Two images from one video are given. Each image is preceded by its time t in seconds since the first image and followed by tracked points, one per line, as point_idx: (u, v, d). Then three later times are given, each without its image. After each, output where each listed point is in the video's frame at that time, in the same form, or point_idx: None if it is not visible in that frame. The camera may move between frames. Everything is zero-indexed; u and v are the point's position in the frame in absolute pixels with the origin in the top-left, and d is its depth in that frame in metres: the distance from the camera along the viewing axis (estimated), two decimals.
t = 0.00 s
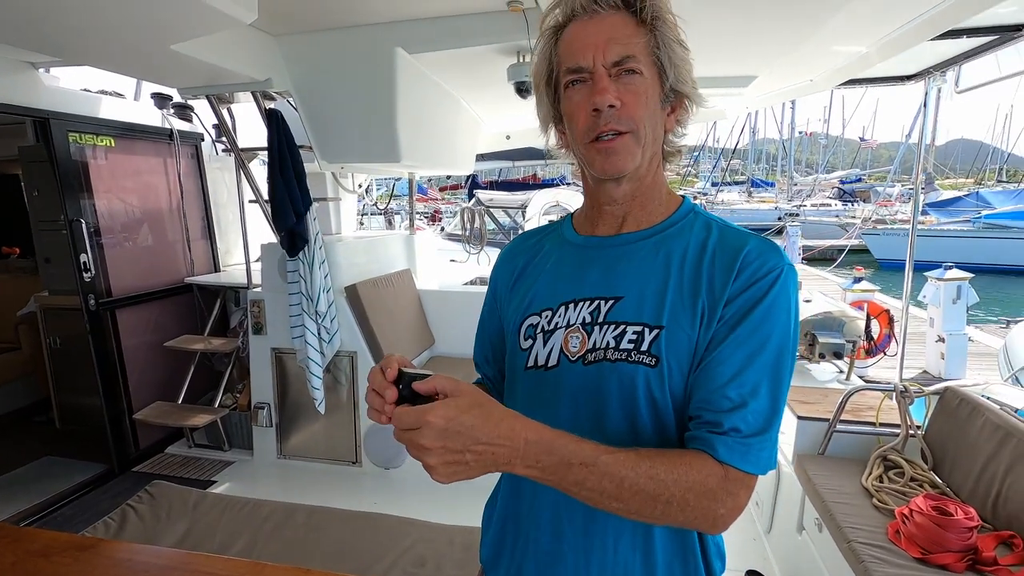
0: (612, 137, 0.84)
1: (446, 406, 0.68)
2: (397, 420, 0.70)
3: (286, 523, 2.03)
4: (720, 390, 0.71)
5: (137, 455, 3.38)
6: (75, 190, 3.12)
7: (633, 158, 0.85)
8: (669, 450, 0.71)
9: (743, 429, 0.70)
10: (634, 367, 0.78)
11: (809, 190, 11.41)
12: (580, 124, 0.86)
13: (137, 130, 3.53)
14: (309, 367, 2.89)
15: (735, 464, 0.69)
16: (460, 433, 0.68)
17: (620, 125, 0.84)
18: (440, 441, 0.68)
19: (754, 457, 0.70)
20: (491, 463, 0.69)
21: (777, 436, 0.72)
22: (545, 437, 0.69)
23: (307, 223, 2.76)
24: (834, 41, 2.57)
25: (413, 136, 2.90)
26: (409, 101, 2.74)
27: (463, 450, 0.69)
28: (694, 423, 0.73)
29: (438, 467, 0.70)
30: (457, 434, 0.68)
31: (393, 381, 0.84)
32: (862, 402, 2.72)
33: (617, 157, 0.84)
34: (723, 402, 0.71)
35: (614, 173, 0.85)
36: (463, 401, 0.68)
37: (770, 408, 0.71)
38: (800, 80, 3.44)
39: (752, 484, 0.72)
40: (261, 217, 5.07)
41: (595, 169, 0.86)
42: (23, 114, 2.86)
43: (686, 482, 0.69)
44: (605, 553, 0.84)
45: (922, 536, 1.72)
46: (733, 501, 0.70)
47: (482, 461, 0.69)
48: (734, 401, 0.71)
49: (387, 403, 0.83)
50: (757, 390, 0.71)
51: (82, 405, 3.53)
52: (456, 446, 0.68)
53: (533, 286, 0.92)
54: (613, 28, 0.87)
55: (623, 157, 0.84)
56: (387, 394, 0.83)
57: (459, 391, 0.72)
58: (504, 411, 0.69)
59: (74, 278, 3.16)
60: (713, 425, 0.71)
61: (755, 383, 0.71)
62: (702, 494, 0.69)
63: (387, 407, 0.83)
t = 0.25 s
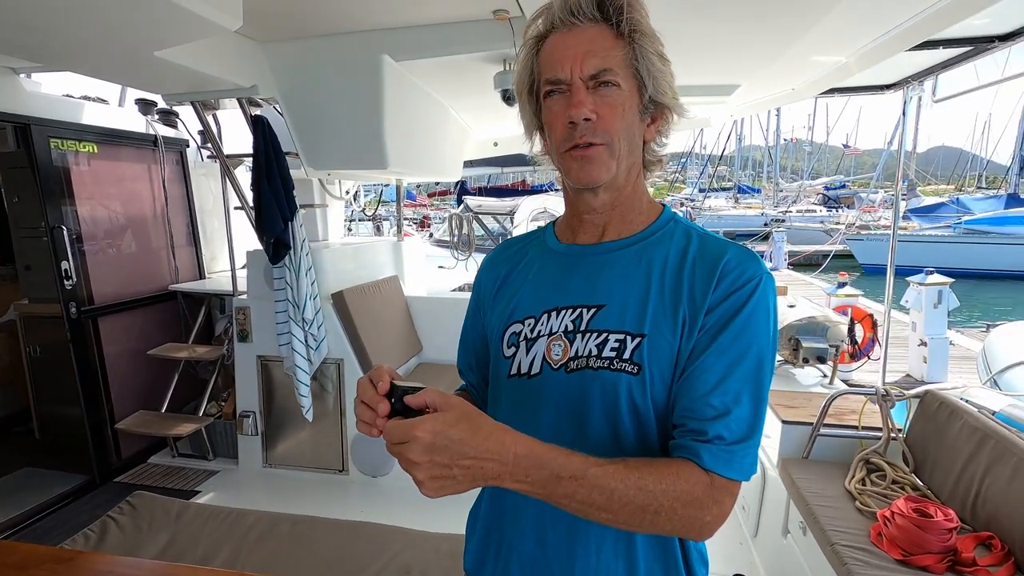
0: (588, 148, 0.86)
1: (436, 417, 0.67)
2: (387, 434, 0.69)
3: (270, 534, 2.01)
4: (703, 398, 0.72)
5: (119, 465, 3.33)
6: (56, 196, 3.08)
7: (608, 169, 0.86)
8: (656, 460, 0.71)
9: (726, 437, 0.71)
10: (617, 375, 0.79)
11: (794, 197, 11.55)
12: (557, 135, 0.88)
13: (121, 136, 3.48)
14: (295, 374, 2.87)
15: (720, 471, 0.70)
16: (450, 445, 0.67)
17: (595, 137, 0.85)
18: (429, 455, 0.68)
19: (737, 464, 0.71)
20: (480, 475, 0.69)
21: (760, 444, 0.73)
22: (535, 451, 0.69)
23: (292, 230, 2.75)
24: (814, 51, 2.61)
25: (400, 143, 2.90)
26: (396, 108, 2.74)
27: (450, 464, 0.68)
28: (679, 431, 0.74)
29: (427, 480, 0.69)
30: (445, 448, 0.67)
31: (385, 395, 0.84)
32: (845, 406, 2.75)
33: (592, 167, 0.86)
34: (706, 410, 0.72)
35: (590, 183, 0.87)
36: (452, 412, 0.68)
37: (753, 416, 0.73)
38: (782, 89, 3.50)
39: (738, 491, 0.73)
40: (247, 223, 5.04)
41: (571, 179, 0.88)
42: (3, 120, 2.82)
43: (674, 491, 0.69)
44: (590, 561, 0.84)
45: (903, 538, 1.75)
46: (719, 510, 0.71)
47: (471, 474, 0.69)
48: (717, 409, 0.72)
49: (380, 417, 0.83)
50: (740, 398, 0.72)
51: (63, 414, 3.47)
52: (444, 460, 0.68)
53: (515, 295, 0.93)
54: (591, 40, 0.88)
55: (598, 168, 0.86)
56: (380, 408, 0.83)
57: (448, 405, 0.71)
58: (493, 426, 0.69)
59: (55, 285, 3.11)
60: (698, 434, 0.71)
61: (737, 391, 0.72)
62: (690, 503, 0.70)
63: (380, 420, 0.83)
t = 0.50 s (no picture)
0: (572, 151, 0.86)
1: (429, 436, 0.66)
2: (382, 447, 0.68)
3: (259, 540, 1.99)
4: (696, 403, 0.73)
5: (106, 472, 3.29)
6: (42, 200, 3.05)
7: (592, 173, 0.86)
8: (651, 467, 0.71)
9: (719, 441, 0.71)
10: (607, 378, 0.79)
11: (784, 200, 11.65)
12: (544, 138, 0.89)
13: (108, 138, 3.45)
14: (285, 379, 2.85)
15: (714, 476, 0.70)
16: (444, 466, 0.66)
17: (579, 140, 0.86)
18: (423, 473, 0.67)
19: (731, 468, 0.71)
20: (474, 489, 0.68)
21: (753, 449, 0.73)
22: (532, 467, 0.68)
23: (281, 233, 2.74)
24: (802, 56, 2.64)
25: (391, 146, 2.89)
26: (387, 111, 2.73)
27: (445, 479, 0.67)
28: (672, 436, 0.74)
29: (420, 495, 0.69)
30: (439, 466, 0.66)
31: (383, 404, 0.85)
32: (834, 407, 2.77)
33: (575, 171, 0.86)
34: (699, 414, 0.72)
35: (575, 186, 0.87)
36: (446, 428, 0.67)
37: (745, 420, 0.73)
38: (770, 93, 3.53)
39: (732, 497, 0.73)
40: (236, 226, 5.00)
41: (556, 181, 0.88)
42: None
43: (670, 499, 0.69)
44: (582, 567, 0.84)
45: (891, 539, 1.76)
46: (713, 515, 0.72)
47: (465, 489, 0.68)
48: (710, 413, 0.72)
49: (378, 426, 0.83)
50: (731, 402, 0.73)
51: (48, 420, 3.43)
52: (438, 477, 0.67)
53: (505, 298, 0.93)
54: (578, 44, 0.89)
55: (581, 170, 0.86)
56: (377, 418, 0.83)
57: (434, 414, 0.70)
58: (487, 440, 0.68)
59: (40, 289, 3.07)
60: (691, 439, 0.72)
61: (729, 396, 0.73)
62: (686, 508, 0.70)
63: (377, 429, 0.84)
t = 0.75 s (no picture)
0: (563, 150, 0.86)
1: (424, 446, 0.66)
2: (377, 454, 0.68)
3: (252, 542, 1.98)
4: (692, 402, 0.73)
5: (98, 473, 3.26)
6: (34, 199, 3.02)
7: (583, 172, 0.86)
8: (647, 470, 0.71)
9: (715, 441, 0.71)
10: (603, 378, 0.79)
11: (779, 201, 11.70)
12: (538, 137, 0.89)
13: (101, 137, 3.42)
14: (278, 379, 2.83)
15: (711, 476, 0.70)
16: (440, 474, 0.66)
17: (571, 139, 0.85)
18: (419, 483, 0.67)
19: (728, 468, 0.71)
20: (468, 495, 0.68)
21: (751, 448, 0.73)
22: (525, 474, 0.67)
23: (274, 233, 2.72)
24: (797, 57, 2.64)
25: (386, 145, 2.88)
26: (382, 110, 2.72)
27: (443, 488, 0.67)
28: (669, 436, 0.74)
29: (415, 501, 0.68)
30: (435, 476, 0.66)
31: (381, 407, 0.84)
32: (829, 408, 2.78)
33: (566, 170, 0.86)
34: (695, 414, 0.72)
35: (567, 186, 0.87)
36: (441, 436, 0.67)
37: (741, 419, 0.73)
38: (766, 95, 3.54)
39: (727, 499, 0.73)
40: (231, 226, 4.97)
41: (549, 180, 0.88)
42: None
43: (666, 500, 0.69)
44: (577, 567, 0.84)
45: (885, 539, 1.76)
46: (710, 516, 0.71)
47: (460, 495, 0.68)
48: (707, 412, 0.72)
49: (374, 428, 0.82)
50: (728, 402, 0.72)
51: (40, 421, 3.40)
52: (434, 486, 0.67)
53: (501, 297, 0.93)
54: (572, 43, 0.88)
55: (572, 170, 0.86)
56: (374, 420, 0.82)
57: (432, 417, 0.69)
58: (481, 448, 0.67)
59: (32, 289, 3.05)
60: (688, 439, 0.72)
61: (725, 396, 0.73)
62: (682, 509, 0.70)
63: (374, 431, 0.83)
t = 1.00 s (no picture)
0: (562, 150, 0.86)
1: (423, 448, 0.66)
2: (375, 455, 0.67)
3: (250, 542, 1.97)
4: (692, 401, 0.73)
5: (97, 473, 3.26)
6: (34, 199, 3.02)
7: (582, 172, 0.86)
8: (646, 469, 0.71)
9: (716, 442, 0.71)
10: (603, 376, 0.79)
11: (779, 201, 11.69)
12: (537, 136, 0.88)
13: (100, 137, 3.42)
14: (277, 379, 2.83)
15: (711, 477, 0.70)
16: (440, 476, 0.66)
17: (569, 139, 0.85)
18: (418, 484, 0.67)
19: (728, 469, 0.70)
20: (466, 494, 0.68)
21: (752, 449, 0.72)
22: (524, 473, 0.67)
23: (271, 233, 2.70)
24: (797, 56, 2.64)
25: (386, 144, 2.87)
26: (382, 110, 2.71)
27: (442, 490, 0.67)
28: (670, 436, 0.74)
29: (415, 501, 0.68)
30: (435, 478, 0.66)
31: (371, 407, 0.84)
32: (829, 407, 2.78)
33: (565, 170, 0.86)
34: (696, 414, 0.72)
35: (566, 185, 0.86)
36: (439, 436, 0.67)
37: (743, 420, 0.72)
38: (766, 94, 3.53)
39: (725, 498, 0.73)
40: (231, 225, 4.97)
41: (549, 179, 0.88)
42: None
43: (664, 501, 0.69)
44: (576, 566, 0.83)
45: (886, 538, 1.76)
46: (709, 516, 0.71)
47: (459, 495, 0.68)
48: (708, 413, 0.72)
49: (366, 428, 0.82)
50: (729, 402, 0.72)
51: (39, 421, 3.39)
52: (433, 487, 0.67)
53: (502, 295, 0.92)
54: (571, 42, 0.88)
55: (571, 170, 0.86)
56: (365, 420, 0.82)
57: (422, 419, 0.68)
58: (481, 449, 0.67)
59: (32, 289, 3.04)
60: (689, 439, 0.71)
61: (726, 396, 0.72)
62: (682, 509, 0.69)
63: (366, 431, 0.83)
